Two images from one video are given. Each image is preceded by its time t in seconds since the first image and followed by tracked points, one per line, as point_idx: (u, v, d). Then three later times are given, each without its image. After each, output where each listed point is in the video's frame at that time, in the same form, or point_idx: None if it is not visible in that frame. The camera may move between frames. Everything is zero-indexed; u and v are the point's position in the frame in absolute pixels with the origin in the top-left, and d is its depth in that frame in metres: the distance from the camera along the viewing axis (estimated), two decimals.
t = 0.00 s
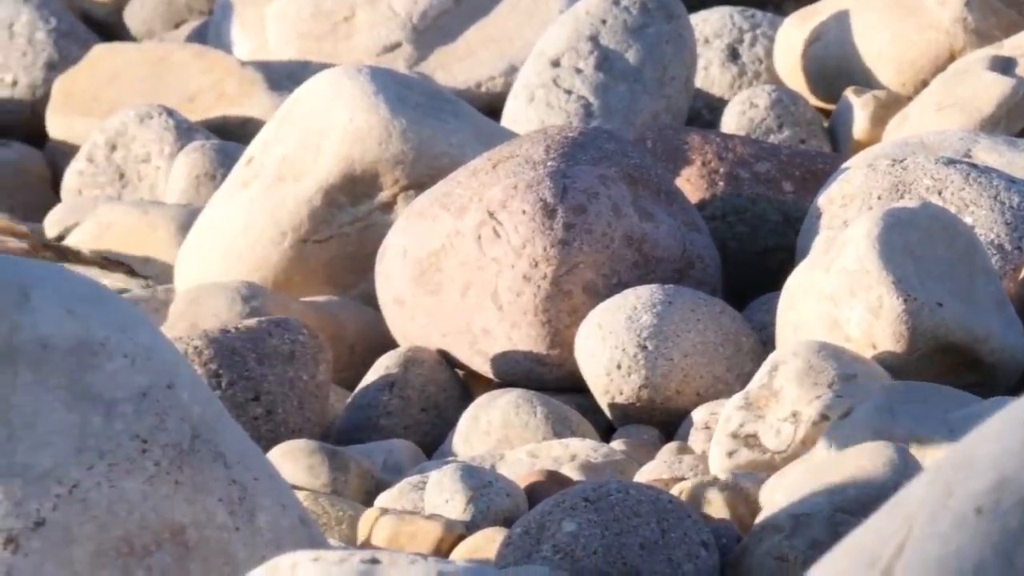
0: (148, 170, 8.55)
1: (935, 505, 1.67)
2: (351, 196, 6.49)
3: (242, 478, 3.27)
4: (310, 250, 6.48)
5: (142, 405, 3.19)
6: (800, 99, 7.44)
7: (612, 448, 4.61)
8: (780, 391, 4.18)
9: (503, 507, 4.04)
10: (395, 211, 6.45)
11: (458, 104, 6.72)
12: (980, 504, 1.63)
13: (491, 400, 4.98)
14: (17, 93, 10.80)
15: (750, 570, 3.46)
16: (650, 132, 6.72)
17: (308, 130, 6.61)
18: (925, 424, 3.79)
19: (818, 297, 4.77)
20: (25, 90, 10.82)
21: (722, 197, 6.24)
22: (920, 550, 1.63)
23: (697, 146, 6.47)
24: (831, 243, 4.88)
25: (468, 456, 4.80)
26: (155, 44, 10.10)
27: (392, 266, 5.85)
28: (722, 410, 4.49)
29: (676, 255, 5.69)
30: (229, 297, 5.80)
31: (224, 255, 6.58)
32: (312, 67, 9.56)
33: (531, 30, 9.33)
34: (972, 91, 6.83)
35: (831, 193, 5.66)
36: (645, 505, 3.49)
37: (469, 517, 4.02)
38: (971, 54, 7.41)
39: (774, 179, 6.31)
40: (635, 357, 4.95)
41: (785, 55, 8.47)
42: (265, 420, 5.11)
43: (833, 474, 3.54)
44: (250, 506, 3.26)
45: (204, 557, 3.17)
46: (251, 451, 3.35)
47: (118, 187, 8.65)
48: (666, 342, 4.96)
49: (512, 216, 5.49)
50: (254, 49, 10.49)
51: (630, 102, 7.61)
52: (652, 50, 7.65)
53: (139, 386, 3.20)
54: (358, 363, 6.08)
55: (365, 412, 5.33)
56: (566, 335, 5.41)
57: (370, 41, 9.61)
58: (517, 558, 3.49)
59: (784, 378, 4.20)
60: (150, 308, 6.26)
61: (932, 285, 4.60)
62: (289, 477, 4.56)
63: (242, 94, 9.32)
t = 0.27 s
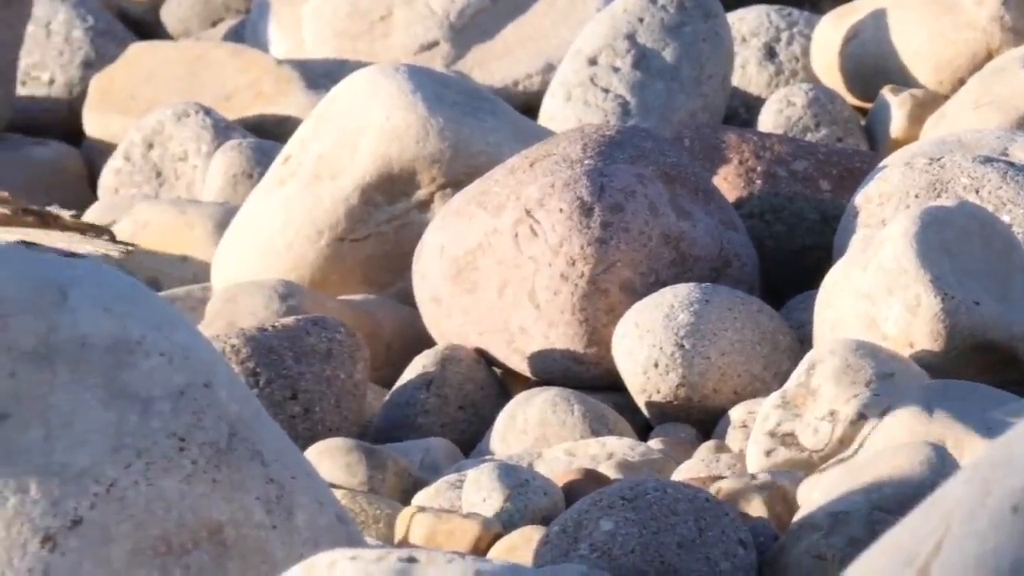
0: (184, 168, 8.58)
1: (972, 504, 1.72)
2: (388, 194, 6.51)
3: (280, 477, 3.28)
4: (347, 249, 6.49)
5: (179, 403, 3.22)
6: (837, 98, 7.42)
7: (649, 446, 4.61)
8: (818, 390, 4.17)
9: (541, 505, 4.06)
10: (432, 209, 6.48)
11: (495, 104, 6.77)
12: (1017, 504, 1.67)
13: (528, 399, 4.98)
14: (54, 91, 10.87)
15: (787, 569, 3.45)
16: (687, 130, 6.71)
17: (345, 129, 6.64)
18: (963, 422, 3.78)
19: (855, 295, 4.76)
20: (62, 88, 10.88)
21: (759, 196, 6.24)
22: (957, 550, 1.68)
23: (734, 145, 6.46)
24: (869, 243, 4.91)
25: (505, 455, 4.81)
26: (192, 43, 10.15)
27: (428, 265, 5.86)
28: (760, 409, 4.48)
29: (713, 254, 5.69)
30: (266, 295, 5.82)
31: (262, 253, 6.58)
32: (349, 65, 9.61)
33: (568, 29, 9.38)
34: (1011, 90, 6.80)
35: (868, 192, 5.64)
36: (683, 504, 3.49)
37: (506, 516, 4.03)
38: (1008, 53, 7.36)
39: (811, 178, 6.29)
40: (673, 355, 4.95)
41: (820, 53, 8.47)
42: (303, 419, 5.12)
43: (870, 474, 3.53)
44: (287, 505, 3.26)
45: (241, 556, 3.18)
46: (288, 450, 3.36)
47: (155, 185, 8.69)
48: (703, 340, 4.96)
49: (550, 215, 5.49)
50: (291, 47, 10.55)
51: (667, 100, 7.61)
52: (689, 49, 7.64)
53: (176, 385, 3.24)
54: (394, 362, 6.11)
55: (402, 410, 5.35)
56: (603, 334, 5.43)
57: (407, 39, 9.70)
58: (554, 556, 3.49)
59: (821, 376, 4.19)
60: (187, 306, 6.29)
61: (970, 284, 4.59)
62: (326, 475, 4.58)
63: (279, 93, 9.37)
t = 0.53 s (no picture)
0: (224, 167, 8.63)
1: (1012, 504, 1.75)
2: (428, 193, 6.54)
3: (320, 476, 3.26)
4: (387, 248, 6.51)
5: (220, 402, 3.21)
6: (876, 97, 7.40)
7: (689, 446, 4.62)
8: (858, 389, 4.18)
9: (581, 504, 4.09)
10: (472, 209, 6.51)
11: (534, 102, 6.79)
12: None
13: (568, 398, 4.99)
14: (95, 90, 10.95)
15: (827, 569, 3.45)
16: (727, 130, 6.71)
17: (385, 128, 6.67)
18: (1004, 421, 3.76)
19: (894, 295, 4.76)
20: (102, 86, 10.96)
21: (798, 195, 6.22)
22: (998, 551, 1.69)
23: (774, 145, 6.47)
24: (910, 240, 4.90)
25: (545, 455, 4.82)
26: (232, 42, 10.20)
27: (468, 264, 5.88)
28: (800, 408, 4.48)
29: (753, 253, 5.69)
30: (306, 295, 5.84)
31: (301, 252, 6.60)
32: (388, 64, 9.66)
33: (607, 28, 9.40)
34: None
35: (907, 192, 5.63)
36: (723, 503, 3.49)
37: (548, 515, 4.05)
38: None
39: (851, 177, 6.29)
40: (712, 355, 4.95)
41: (860, 53, 8.45)
42: (343, 418, 5.15)
43: (909, 473, 3.50)
44: (328, 504, 3.24)
45: (281, 556, 3.15)
46: (328, 450, 3.33)
47: (195, 184, 8.74)
48: (743, 340, 4.96)
49: (589, 214, 5.50)
50: (330, 46, 10.59)
51: (706, 99, 7.60)
52: (728, 49, 7.64)
53: (217, 384, 3.22)
54: (434, 362, 6.13)
55: (443, 410, 5.36)
56: (643, 333, 5.43)
57: (447, 39, 9.72)
58: (595, 556, 3.50)
59: (861, 376, 4.20)
60: (227, 305, 6.32)
61: (1008, 283, 4.58)
62: (366, 474, 4.60)
63: (319, 92, 9.41)
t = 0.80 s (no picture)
0: (279, 166, 8.68)
1: None
2: (484, 192, 6.57)
3: (376, 475, 3.34)
4: (442, 246, 6.55)
5: (276, 401, 3.29)
6: (932, 96, 7.36)
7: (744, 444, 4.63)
8: (914, 388, 4.16)
9: (637, 503, 4.11)
10: (528, 207, 6.54)
11: (589, 101, 6.82)
12: None
13: (624, 397, 5.01)
14: (149, 89, 10.85)
15: (883, 569, 3.44)
16: (781, 129, 6.70)
17: (440, 127, 6.70)
18: None
19: (950, 293, 4.74)
20: (156, 85, 10.87)
21: (855, 194, 6.19)
22: None
23: (829, 144, 6.47)
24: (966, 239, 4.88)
25: (602, 453, 4.84)
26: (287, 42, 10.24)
27: (524, 263, 5.90)
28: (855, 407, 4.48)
29: (808, 252, 5.70)
30: (361, 294, 5.88)
31: (355, 251, 6.64)
32: (444, 63, 9.71)
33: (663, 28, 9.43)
34: None
35: (963, 190, 5.61)
36: (780, 501, 3.50)
37: (603, 514, 4.08)
38: None
39: (907, 176, 6.29)
40: (769, 353, 4.95)
41: (916, 51, 8.34)
42: (399, 417, 5.18)
43: (966, 471, 3.52)
44: (384, 502, 3.32)
45: (338, 554, 3.24)
46: (384, 449, 3.41)
47: (250, 182, 8.79)
48: (800, 338, 4.96)
49: (645, 213, 5.52)
50: (386, 45, 10.63)
51: (761, 98, 7.63)
52: (784, 48, 7.67)
53: (273, 383, 3.30)
54: (489, 361, 6.16)
55: (498, 409, 5.39)
56: (699, 332, 5.43)
57: (501, 38, 9.77)
58: (651, 554, 3.52)
59: (917, 374, 4.17)
60: (282, 304, 6.37)
61: None
62: (423, 473, 4.63)
63: (374, 90, 9.46)
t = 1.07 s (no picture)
0: (354, 167, 8.74)
1: None
2: (558, 192, 6.60)
3: (452, 476, 3.38)
4: (517, 247, 6.58)
5: (351, 401, 3.33)
6: (1007, 95, 7.31)
7: (820, 445, 4.63)
8: (989, 387, 4.15)
9: (713, 504, 4.12)
10: (602, 207, 6.57)
11: (663, 100, 6.84)
12: None
13: (699, 397, 5.02)
14: (222, 89, 10.67)
15: (959, 569, 3.43)
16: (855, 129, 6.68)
17: (514, 127, 6.73)
18: None
19: None
20: (230, 86, 10.69)
21: (929, 194, 6.18)
22: None
23: (903, 144, 6.46)
24: None
25: (677, 454, 4.85)
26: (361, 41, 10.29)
27: (598, 264, 5.92)
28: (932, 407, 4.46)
29: (883, 253, 5.69)
30: (436, 294, 5.92)
31: (428, 252, 6.66)
32: (518, 63, 9.76)
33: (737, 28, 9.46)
34: None
35: None
36: (855, 503, 3.50)
37: (679, 514, 4.10)
38: None
39: (981, 176, 6.29)
40: (843, 353, 4.95)
41: (990, 51, 8.15)
42: (474, 417, 5.22)
43: None
44: (459, 503, 3.36)
45: (413, 555, 3.29)
46: (460, 450, 3.45)
47: (325, 183, 8.85)
48: (874, 338, 4.95)
49: (719, 213, 5.53)
50: (460, 45, 10.66)
51: (836, 98, 7.62)
52: (859, 46, 7.63)
53: (348, 383, 3.35)
54: (564, 362, 6.19)
55: (574, 409, 5.41)
56: (774, 332, 5.45)
57: (575, 38, 9.83)
58: (726, 555, 3.53)
59: (993, 375, 4.15)
60: (357, 305, 6.42)
61: None
62: (498, 473, 4.66)
63: (449, 91, 9.52)
